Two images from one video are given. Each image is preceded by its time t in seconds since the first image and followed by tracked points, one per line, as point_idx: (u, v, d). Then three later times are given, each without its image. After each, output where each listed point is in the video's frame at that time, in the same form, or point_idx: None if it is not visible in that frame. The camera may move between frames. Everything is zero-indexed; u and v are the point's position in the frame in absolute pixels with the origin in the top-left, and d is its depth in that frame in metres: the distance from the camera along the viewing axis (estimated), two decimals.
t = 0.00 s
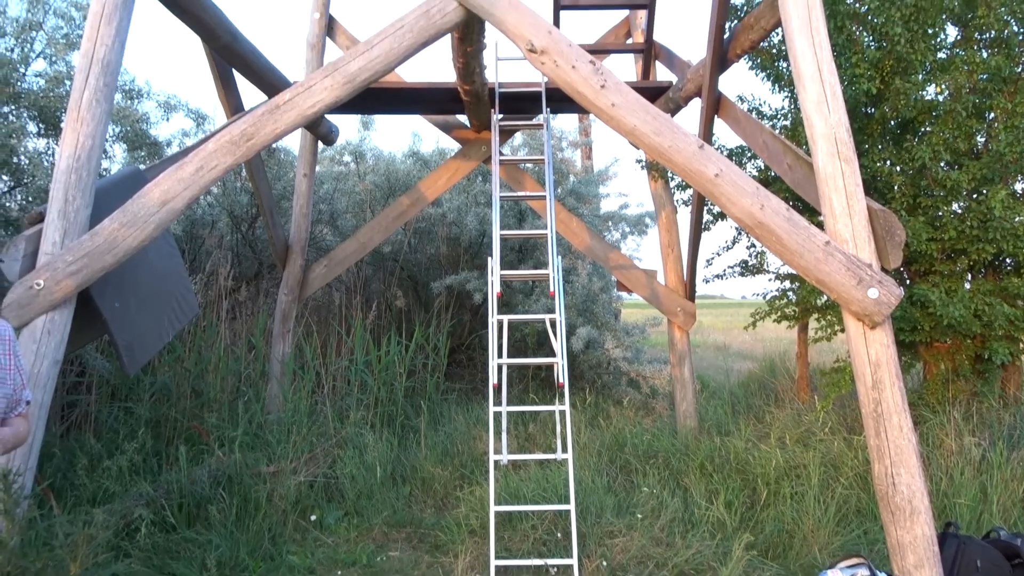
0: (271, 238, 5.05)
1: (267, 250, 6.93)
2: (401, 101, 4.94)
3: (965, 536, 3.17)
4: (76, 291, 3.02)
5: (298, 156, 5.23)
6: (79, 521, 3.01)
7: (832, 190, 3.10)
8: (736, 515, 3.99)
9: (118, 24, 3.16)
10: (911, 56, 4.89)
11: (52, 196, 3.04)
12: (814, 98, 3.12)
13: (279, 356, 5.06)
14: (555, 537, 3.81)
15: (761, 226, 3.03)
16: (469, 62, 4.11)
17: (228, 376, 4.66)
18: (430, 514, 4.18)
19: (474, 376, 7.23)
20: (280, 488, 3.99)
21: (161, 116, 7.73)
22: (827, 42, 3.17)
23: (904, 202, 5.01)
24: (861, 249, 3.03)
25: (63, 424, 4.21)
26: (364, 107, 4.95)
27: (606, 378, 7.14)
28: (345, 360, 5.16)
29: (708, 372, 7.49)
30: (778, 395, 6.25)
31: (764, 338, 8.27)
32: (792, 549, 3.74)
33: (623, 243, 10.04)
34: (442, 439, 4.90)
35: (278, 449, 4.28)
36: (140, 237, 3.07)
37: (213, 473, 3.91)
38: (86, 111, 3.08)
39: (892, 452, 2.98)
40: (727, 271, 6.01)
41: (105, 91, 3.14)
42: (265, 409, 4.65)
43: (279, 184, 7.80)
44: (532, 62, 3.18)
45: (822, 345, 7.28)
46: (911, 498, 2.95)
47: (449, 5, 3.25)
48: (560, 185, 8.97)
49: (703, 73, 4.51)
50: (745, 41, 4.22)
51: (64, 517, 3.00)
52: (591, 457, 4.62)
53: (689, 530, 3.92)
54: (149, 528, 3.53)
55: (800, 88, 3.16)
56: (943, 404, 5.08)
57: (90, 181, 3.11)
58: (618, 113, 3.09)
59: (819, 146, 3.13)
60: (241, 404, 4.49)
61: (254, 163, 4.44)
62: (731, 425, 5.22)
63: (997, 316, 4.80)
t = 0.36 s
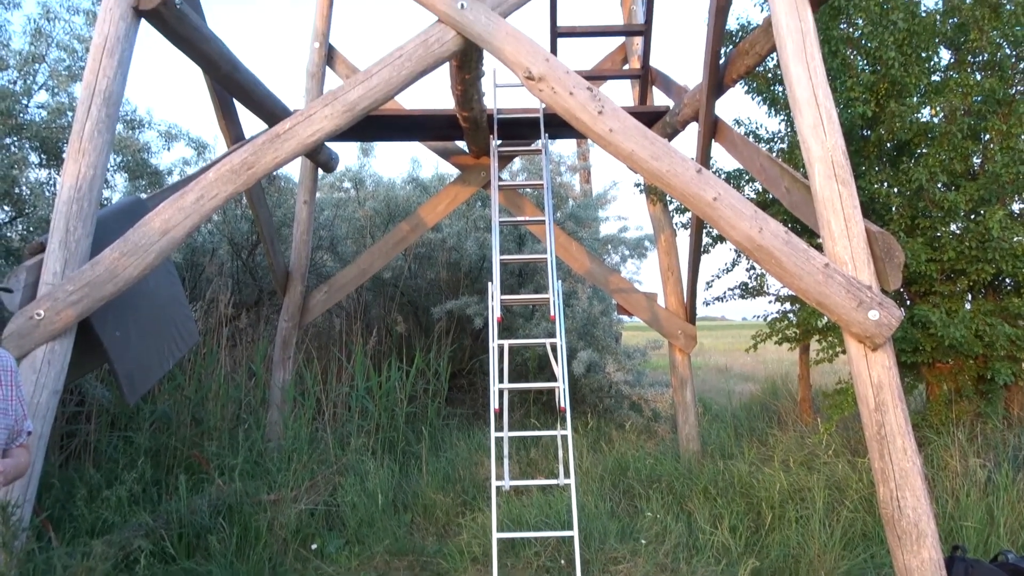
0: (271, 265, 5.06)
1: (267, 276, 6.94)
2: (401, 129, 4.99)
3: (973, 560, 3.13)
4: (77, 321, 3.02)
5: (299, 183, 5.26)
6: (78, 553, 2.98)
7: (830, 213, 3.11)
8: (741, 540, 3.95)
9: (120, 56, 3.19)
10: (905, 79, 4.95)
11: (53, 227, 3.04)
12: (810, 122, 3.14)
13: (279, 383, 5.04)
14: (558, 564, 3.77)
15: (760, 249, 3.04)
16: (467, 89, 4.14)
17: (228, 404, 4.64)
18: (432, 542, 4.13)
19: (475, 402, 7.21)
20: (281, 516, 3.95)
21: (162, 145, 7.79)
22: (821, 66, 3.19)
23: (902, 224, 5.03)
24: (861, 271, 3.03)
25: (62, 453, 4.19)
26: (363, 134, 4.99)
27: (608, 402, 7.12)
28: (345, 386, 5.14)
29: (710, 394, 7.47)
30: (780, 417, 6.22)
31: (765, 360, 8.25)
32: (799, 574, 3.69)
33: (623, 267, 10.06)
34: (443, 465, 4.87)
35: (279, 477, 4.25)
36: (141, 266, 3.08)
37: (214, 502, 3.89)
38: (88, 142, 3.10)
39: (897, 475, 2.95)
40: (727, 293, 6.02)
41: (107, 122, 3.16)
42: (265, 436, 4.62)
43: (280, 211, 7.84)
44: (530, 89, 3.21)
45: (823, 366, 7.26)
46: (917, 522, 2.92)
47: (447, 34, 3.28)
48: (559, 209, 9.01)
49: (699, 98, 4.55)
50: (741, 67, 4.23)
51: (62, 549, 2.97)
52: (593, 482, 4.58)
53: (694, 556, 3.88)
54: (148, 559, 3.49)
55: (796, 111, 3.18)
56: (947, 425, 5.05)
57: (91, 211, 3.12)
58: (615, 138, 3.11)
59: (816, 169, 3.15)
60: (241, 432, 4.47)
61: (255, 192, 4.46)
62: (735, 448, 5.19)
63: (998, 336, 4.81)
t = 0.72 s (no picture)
0: (276, 289, 5.08)
1: (273, 299, 6.96)
2: (406, 153, 5.03)
3: None
4: (83, 346, 3.03)
5: (304, 207, 5.29)
6: None
7: (834, 235, 3.11)
8: (749, 565, 3.90)
9: (129, 83, 3.23)
10: (907, 102, 4.98)
11: (61, 252, 3.06)
12: (813, 145, 3.15)
13: (283, 407, 5.03)
14: None
15: (765, 272, 3.04)
16: (471, 113, 4.18)
17: (233, 428, 4.62)
18: (437, 568, 4.07)
19: (480, 425, 7.20)
20: (285, 542, 3.91)
21: (169, 170, 7.86)
22: (824, 90, 3.21)
23: (906, 245, 5.04)
24: (866, 293, 3.03)
25: (66, 478, 4.18)
26: (369, 158, 5.03)
27: (613, 425, 7.09)
28: (349, 410, 5.13)
29: (716, 417, 7.43)
30: (787, 439, 6.19)
31: (771, 381, 8.22)
32: None
33: (628, 288, 10.07)
34: (448, 490, 4.85)
35: (283, 502, 4.24)
36: (147, 290, 3.09)
37: (217, 527, 3.89)
38: (97, 169, 3.13)
39: (906, 499, 2.93)
40: (732, 315, 6.01)
41: (116, 148, 3.20)
42: (270, 461, 4.61)
43: (285, 235, 7.89)
44: (534, 114, 3.23)
45: (829, 388, 7.23)
46: (926, 547, 2.89)
47: (452, 60, 3.31)
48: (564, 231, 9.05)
49: (702, 121, 4.57)
50: (744, 90, 4.25)
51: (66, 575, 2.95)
52: (599, 506, 4.55)
53: None
54: None
55: (799, 134, 3.19)
56: (955, 447, 5.02)
57: (99, 237, 3.14)
58: (619, 162, 3.12)
59: (820, 192, 3.15)
60: (245, 456, 4.45)
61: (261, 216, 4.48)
62: (742, 471, 5.15)
63: (1005, 357, 4.79)
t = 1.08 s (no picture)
0: (282, 316, 5.09)
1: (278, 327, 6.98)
2: (411, 181, 5.06)
3: None
4: (89, 375, 3.04)
5: (310, 235, 5.32)
6: None
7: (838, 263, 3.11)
8: None
9: (139, 115, 3.27)
10: (909, 130, 5.01)
11: (69, 281, 3.08)
12: (816, 173, 3.16)
13: (288, 435, 5.02)
14: None
15: (770, 299, 3.04)
16: (476, 142, 4.21)
17: (237, 457, 4.58)
18: None
19: (485, 453, 7.16)
20: (288, 571, 3.84)
21: (177, 199, 7.93)
22: (826, 118, 3.23)
23: (911, 272, 5.04)
24: (871, 320, 3.02)
25: (69, 507, 4.17)
26: (374, 186, 5.07)
27: (619, 453, 7.05)
28: (354, 438, 5.11)
29: (723, 444, 7.38)
30: (795, 467, 6.14)
31: (778, 408, 8.17)
32: None
33: (633, 315, 10.07)
34: (453, 519, 4.81)
35: (286, 531, 4.21)
36: (154, 319, 3.11)
37: (220, 557, 3.92)
38: (106, 199, 3.16)
39: (916, 529, 2.89)
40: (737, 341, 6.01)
41: (125, 179, 3.23)
42: (274, 489, 4.58)
43: (291, 262, 7.94)
44: (538, 143, 3.25)
45: (837, 415, 7.19)
46: None
47: (457, 90, 3.35)
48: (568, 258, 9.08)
49: (705, 149, 4.60)
50: (746, 119, 4.27)
51: None
52: (606, 535, 4.50)
53: None
54: None
55: (801, 163, 3.20)
56: (966, 476, 4.97)
57: (107, 266, 3.16)
58: (623, 190, 3.14)
59: (823, 220, 3.16)
60: (249, 484, 4.43)
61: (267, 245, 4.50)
62: (749, 500, 5.11)
63: (1014, 384, 4.76)
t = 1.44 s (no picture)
0: (285, 343, 5.09)
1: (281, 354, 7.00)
2: (415, 209, 5.10)
3: None
4: (94, 405, 3.05)
5: (314, 262, 5.34)
6: None
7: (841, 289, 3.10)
8: None
9: (146, 146, 3.30)
10: (909, 156, 5.05)
11: (74, 310, 3.09)
12: (817, 200, 3.17)
13: (291, 463, 5.00)
14: None
15: (773, 326, 3.03)
16: (479, 170, 4.24)
17: (239, 485, 4.55)
18: None
19: (489, 480, 7.13)
20: None
21: (182, 227, 8.00)
22: (826, 146, 3.24)
23: (915, 297, 5.04)
24: (875, 347, 3.00)
25: (71, 537, 4.16)
26: (378, 214, 5.10)
27: (624, 479, 7.01)
28: (357, 465, 5.08)
29: (728, 470, 7.33)
30: (802, 494, 6.09)
31: (784, 433, 8.13)
32: None
33: (637, 340, 10.07)
34: (457, 547, 4.77)
35: (288, 561, 4.18)
36: (158, 348, 3.11)
37: None
38: (112, 229, 3.18)
39: (924, 558, 2.84)
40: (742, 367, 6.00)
41: (131, 209, 3.25)
42: (276, 518, 4.56)
43: (295, 289, 7.98)
44: (540, 171, 3.27)
45: (843, 441, 7.15)
46: None
47: (460, 119, 3.37)
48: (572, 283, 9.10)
49: (707, 176, 4.62)
50: (747, 146, 4.28)
51: None
52: (612, 563, 4.46)
53: None
54: None
55: (802, 190, 3.21)
56: (974, 503, 4.93)
57: (112, 295, 3.17)
58: (625, 218, 3.15)
59: (825, 246, 3.15)
60: (251, 513, 4.40)
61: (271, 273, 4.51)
62: (756, 528, 5.07)
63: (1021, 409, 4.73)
